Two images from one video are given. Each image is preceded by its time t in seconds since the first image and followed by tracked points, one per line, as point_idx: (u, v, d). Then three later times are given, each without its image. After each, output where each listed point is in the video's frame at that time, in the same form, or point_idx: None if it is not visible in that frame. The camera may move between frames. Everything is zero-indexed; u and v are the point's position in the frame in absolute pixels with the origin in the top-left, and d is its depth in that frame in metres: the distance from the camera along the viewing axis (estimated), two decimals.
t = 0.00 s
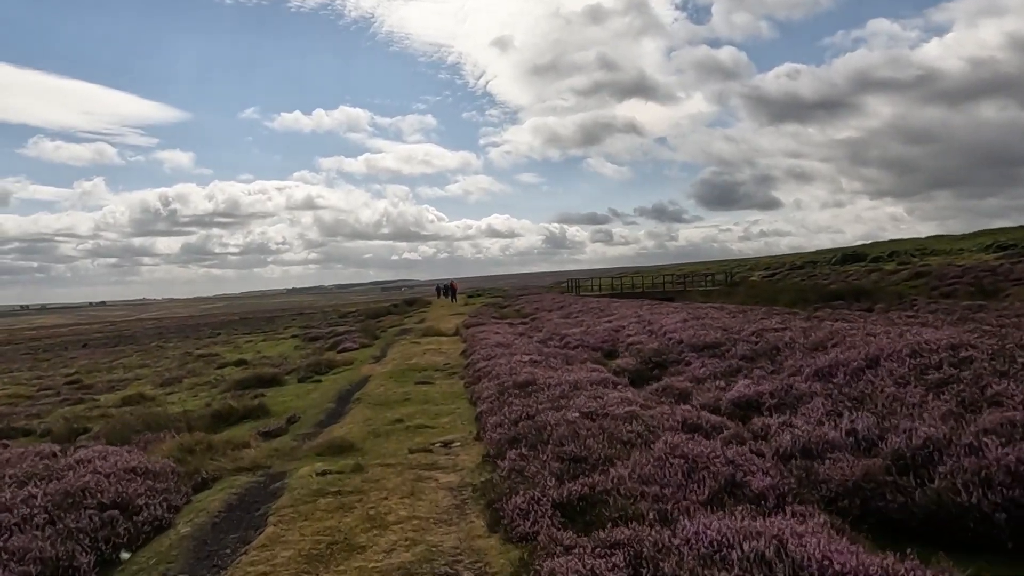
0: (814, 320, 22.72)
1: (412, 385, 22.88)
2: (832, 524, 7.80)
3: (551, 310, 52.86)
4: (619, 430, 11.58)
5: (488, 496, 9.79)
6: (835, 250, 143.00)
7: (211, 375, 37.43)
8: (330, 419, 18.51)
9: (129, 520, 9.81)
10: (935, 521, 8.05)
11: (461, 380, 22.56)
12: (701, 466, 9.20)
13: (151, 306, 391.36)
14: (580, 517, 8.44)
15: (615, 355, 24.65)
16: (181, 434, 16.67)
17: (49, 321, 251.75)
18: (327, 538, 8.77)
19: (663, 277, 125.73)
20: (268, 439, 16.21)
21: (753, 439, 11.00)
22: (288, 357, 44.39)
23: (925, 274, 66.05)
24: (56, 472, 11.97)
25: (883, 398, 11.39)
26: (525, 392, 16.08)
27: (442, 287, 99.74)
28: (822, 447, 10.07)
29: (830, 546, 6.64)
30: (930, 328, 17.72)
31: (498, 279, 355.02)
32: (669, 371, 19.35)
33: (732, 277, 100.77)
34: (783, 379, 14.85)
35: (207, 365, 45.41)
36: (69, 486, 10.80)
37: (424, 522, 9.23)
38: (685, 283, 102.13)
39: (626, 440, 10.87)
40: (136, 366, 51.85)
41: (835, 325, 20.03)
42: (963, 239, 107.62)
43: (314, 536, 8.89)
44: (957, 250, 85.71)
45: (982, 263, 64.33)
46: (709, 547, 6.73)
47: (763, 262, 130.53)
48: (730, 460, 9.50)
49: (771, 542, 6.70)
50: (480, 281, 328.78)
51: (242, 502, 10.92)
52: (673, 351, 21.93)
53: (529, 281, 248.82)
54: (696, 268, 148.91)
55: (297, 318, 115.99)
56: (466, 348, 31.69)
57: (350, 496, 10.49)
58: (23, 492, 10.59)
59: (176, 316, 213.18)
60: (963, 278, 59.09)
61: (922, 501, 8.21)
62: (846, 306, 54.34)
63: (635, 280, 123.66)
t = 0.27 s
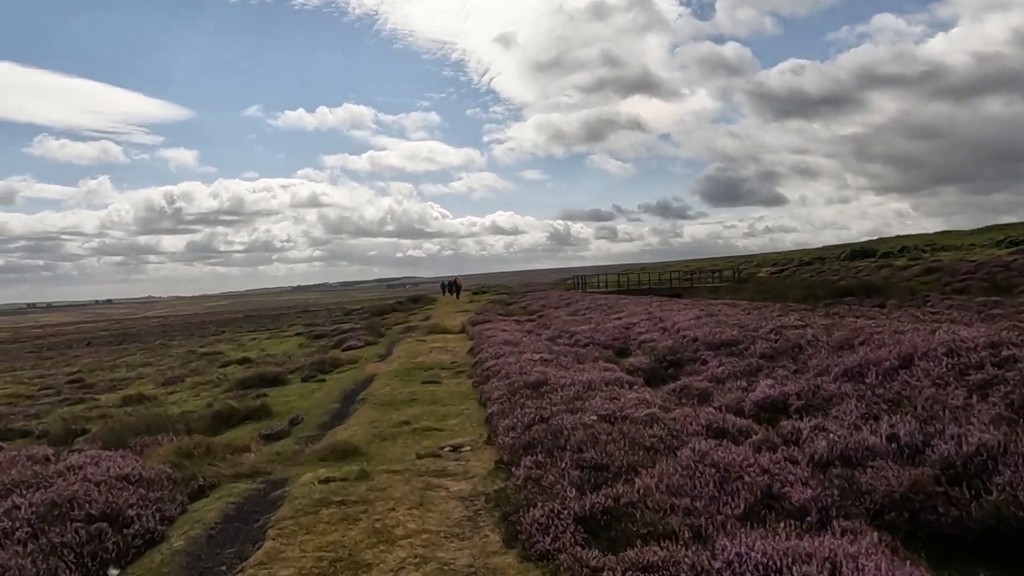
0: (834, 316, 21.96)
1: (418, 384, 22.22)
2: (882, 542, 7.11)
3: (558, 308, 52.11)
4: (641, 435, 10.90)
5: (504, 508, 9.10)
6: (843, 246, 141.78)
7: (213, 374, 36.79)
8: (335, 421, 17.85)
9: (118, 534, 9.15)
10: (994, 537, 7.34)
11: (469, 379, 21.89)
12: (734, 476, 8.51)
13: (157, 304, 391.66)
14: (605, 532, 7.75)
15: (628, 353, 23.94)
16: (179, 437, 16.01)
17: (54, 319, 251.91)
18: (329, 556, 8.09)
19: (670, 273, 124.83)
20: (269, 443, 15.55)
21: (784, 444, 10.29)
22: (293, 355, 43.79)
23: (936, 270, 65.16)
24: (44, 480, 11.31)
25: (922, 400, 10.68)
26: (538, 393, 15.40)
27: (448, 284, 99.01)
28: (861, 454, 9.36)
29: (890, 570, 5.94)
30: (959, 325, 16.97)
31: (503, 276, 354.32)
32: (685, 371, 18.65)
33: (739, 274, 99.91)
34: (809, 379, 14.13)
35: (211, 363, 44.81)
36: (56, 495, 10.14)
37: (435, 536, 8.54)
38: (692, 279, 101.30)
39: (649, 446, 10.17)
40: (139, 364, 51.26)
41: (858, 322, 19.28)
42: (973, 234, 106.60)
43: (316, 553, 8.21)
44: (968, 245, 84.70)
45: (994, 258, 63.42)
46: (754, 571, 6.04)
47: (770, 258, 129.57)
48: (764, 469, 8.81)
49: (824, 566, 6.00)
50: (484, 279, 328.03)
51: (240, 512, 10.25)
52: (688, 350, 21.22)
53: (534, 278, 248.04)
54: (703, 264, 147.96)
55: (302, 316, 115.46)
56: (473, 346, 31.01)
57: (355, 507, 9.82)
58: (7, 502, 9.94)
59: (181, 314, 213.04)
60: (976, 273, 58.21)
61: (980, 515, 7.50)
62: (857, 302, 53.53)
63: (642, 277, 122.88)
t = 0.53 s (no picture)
0: (856, 318, 21.20)
1: (425, 388, 21.52)
2: None
3: (565, 307, 51.35)
4: (667, 448, 10.16)
5: (523, 529, 8.38)
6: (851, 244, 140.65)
7: (215, 375, 36.13)
8: (339, 428, 17.14)
9: (104, 557, 8.45)
10: None
11: (478, 383, 21.18)
12: (774, 495, 7.78)
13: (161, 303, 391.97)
14: (637, 560, 7.04)
15: (641, 356, 23.20)
16: (175, 446, 15.30)
17: (60, 318, 252.35)
18: None
19: (676, 272, 123.95)
20: (270, 452, 14.84)
21: (822, 458, 9.55)
22: (296, 356, 43.13)
23: (949, 269, 64.25)
24: (30, 494, 10.61)
25: (970, 410, 9.93)
26: (552, 399, 14.67)
27: (453, 283, 98.30)
28: (909, 470, 8.62)
29: None
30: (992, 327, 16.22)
31: (508, 275, 353.92)
32: (704, 375, 17.92)
33: (747, 272, 99.08)
34: (839, 385, 13.40)
35: (213, 364, 44.17)
36: (39, 511, 9.44)
37: (449, 562, 7.81)
38: (699, 278, 100.53)
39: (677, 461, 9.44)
40: (142, 365, 50.64)
41: (884, 324, 18.51)
42: (983, 232, 105.56)
43: None
44: (979, 243, 83.73)
45: (1008, 256, 62.55)
46: None
47: (777, 256, 128.64)
48: (806, 487, 8.08)
49: None
50: (489, 277, 327.42)
51: (237, 531, 9.54)
52: (705, 352, 20.46)
53: (539, 277, 247.26)
54: (709, 262, 146.99)
55: (307, 315, 114.90)
56: (480, 347, 30.31)
57: (361, 526, 9.10)
58: None
59: (185, 313, 212.84)
60: (990, 272, 57.32)
61: None
62: (870, 301, 52.72)
63: (648, 276, 122.09)
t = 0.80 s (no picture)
0: (875, 314, 20.43)
1: (428, 387, 20.82)
2: None
3: (571, 304, 50.55)
4: (688, 452, 9.43)
5: (534, 543, 7.66)
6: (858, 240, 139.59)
7: (215, 373, 35.46)
8: (338, 429, 16.44)
9: (79, 572, 7.77)
10: None
11: (483, 381, 20.46)
12: (812, 507, 7.04)
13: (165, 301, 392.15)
14: None
15: (651, 354, 22.46)
16: (166, 447, 14.61)
17: (63, 316, 252.20)
18: None
19: (681, 268, 123.08)
20: (265, 455, 14.15)
21: (856, 464, 8.83)
22: (298, 354, 42.47)
23: (960, 265, 63.37)
24: (5, 501, 9.94)
25: (1015, 412, 9.19)
26: (561, 398, 13.95)
27: (457, 280, 97.58)
28: (956, 478, 7.89)
29: None
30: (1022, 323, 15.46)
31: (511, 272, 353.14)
32: (718, 374, 17.18)
33: (753, 269, 98.24)
34: (865, 384, 12.66)
35: (213, 362, 43.49)
36: (11, 521, 8.76)
37: None
38: (704, 274, 99.75)
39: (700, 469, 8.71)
40: (141, 363, 50.00)
41: (906, 320, 17.75)
42: (991, 228, 104.52)
43: None
44: (988, 239, 82.79)
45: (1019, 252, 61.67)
46: None
47: (783, 253, 127.71)
48: (846, 497, 7.34)
49: None
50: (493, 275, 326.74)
51: (225, 543, 8.85)
52: (718, 350, 19.72)
53: (543, 274, 246.43)
54: (715, 259, 145.99)
55: (310, 313, 114.36)
56: (485, 345, 29.59)
57: (358, 538, 8.40)
58: None
59: (189, 311, 212.55)
60: (1002, 267, 56.43)
61: None
62: (880, 298, 51.91)
63: (652, 272, 121.22)
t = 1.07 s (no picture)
0: (897, 315, 19.63)
1: (432, 390, 20.08)
2: None
3: (576, 304, 49.83)
4: (715, 469, 8.66)
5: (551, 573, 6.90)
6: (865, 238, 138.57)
7: (214, 374, 34.71)
8: (338, 436, 15.68)
9: None
10: None
11: (489, 384, 19.73)
12: (865, 535, 6.26)
13: (169, 300, 391.90)
14: None
15: (663, 357, 21.69)
16: (156, 456, 13.87)
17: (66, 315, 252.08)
18: None
19: (686, 267, 122.13)
20: (261, 465, 13.40)
21: (902, 482, 8.05)
22: (300, 354, 41.76)
23: (970, 264, 62.48)
24: None
25: None
26: (573, 404, 13.19)
27: (462, 279, 96.48)
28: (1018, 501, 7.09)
29: None
30: None
31: (514, 271, 352.42)
32: (736, 378, 16.40)
33: (759, 267, 97.35)
34: (898, 391, 11.86)
35: (213, 363, 42.76)
36: None
37: None
38: (710, 273, 98.90)
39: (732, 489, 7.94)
40: (141, 363, 49.29)
41: (933, 322, 16.94)
42: (999, 227, 103.52)
43: None
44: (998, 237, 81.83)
45: None
46: None
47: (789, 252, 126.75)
48: (900, 523, 6.56)
49: None
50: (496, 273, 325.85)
51: (211, 568, 8.11)
52: (734, 353, 18.96)
53: (547, 273, 245.50)
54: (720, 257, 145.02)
55: (313, 311, 113.65)
56: (490, 345, 28.82)
57: (357, 565, 7.65)
58: None
59: (191, 310, 211.98)
60: (1015, 266, 55.54)
61: None
62: (891, 297, 51.06)
63: (657, 271, 120.35)
